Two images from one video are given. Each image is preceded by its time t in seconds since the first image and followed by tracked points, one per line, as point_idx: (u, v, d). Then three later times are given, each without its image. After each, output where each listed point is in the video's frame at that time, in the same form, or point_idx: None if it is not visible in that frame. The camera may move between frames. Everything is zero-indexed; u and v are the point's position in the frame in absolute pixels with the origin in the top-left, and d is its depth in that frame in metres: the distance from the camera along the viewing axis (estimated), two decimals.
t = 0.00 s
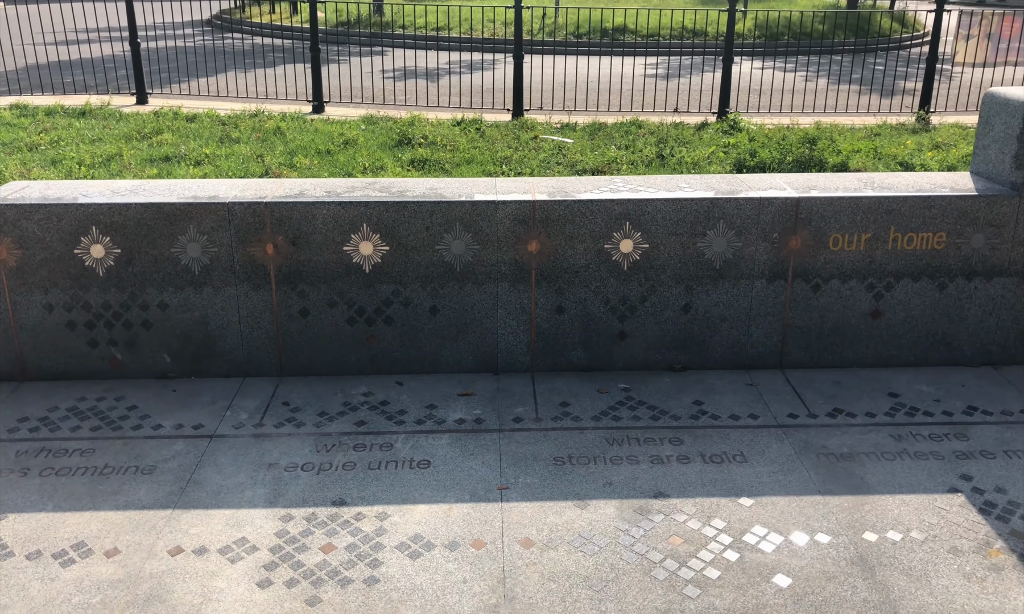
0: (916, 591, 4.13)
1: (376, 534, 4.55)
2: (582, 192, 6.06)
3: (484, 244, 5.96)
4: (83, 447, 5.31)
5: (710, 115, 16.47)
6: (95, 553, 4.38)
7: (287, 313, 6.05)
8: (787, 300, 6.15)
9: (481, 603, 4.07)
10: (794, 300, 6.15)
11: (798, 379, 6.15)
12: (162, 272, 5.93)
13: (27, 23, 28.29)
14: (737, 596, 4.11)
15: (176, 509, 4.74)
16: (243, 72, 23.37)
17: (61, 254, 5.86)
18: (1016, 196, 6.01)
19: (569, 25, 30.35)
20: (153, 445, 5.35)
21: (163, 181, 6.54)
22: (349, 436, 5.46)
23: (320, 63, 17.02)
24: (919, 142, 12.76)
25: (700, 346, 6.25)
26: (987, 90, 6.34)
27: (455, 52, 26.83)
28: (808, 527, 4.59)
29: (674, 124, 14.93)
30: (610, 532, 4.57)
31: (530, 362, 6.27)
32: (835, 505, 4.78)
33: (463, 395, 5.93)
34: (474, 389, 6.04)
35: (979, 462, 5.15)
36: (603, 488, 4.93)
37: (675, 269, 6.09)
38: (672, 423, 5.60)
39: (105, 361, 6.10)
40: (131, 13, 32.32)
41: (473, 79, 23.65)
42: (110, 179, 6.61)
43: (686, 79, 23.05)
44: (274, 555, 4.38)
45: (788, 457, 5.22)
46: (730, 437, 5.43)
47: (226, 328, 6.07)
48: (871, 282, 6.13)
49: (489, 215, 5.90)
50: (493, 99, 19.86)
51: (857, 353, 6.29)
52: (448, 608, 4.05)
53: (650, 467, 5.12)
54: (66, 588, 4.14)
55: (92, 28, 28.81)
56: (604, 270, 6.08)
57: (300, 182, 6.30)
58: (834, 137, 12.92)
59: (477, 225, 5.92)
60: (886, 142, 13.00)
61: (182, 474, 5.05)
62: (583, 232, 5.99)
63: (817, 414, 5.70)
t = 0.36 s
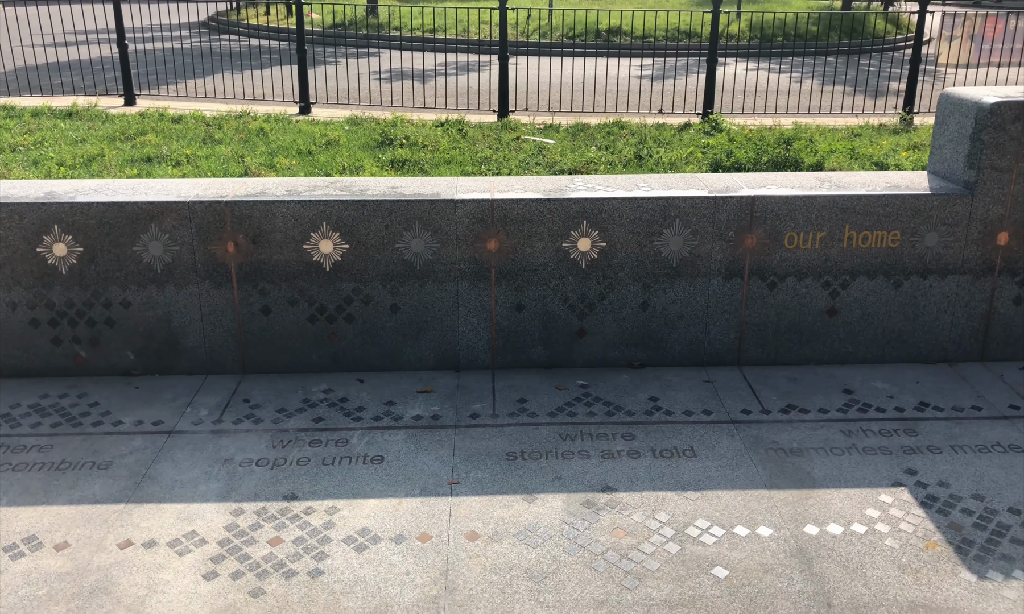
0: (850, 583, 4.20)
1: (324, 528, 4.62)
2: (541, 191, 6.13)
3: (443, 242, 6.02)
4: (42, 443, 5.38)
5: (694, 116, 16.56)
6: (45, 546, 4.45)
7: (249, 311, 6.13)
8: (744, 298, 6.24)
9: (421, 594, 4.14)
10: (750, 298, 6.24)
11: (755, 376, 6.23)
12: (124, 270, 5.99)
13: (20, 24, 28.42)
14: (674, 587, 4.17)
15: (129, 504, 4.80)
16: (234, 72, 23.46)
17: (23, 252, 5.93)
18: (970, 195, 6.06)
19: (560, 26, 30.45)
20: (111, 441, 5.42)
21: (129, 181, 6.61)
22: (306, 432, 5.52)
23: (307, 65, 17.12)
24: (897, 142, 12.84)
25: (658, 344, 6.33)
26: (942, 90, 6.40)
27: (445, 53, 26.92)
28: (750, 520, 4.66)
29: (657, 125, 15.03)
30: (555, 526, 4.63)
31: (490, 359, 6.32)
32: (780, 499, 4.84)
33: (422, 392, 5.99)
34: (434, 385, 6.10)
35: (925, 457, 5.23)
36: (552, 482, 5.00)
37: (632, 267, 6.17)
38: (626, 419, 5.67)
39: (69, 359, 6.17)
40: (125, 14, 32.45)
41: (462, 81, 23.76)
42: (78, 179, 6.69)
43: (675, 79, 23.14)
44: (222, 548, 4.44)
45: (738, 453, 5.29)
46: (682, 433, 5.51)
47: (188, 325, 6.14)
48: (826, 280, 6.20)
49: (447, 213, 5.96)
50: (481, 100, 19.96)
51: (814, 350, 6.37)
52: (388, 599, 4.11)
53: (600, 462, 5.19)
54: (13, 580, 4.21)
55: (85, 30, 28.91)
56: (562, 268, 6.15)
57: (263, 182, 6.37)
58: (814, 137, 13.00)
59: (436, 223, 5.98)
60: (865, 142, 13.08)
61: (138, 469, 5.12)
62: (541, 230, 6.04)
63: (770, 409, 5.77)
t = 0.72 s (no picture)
0: (797, 583, 4.21)
1: (277, 528, 4.63)
2: (505, 191, 6.14)
3: (406, 243, 6.03)
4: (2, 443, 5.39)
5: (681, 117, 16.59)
6: None
7: (214, 312, 6.14)
8: (707, 298, 6.27)
9: (369, 594, 4.15)
10: (714, 298, 6.27)
11: (719, 376, 6.25)
12: (88, 271, 6.00)
13: (13, 25, 28.47)
14: (621, 587, 4.19)
15: (84, 504, 4.81)
16: (224, 73, 23.49)
17: None
18: (933, 196, 6.08)
19: (553, 28, 30.49)
20: (71, 441, 5.43)
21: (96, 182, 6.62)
22: (266, 433, 5.53)
23: (294, 66, 17.15)
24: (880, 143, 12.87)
25: (623, 344, 6.36)
26: (906, 91, 6.42)
27: (437, 54, 26.95)
28: (703, 520, 4.67)
29: (642, 126, 15.07)
30: (508, 526, 4.65)
31: (456, 360, 6.33)
32: (734, 499, 4.86)
33: (386, 393, 6.01)
34: (398, 386, 6.11)
35: (881, 457, 5.25)
36: (508, 482, 5.01)
37: (596, 268, 6.19)
38: (587, 419, 5.69)
39: (34, 359, 6.18)
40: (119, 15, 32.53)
41: (453, 82, 23.80)
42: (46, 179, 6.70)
43: (665, 80, 23.18)
44: (173, 548, 4.45)
45: (695, 453, 5.31)
46: (641, 433, 5.52)
47: (153, 326, 6.15)
48: (790, 281, 6.22)
49: (411, 214, 5.97)
50: (470, 101, 20.01)
51: (778, 350, 6.39)
52: (336, 599, 4.12)
53: (558, 462, 5.20)
54: None
55: (78, 31, 28.95)
56: (527, 269, 6.15)
57: (229, 183, 6.38)
58: (797, 138, 13.03)
59: (400, 223, 5.98)
60: (848, 143, 13.10)
61: (96, 469, 5.13)
62: (505, 231, 6.05)
63: (731, 410, 5.79)
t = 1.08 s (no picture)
0: (728, 588, 4.14)
1: (206, 532, 4.55)
2: (453, 190, 6.05)
3: (353, 242, 5.95)
4: None
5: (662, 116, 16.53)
6: None
7: (159, 312, 6.06)
8: (659, 299, 6.21)
9: (290, 600, 4.07)
10: (666, 299, 6.20)
11: (670, 378, 6.18)
12: (30, 271, 5.92)
13: None
14: (548, 593, 4.11)
15: (11, 508, 4.73)
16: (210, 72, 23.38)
17: None
18: (886, 195, 6.00)
19: (542, 27, 30.36)
20: (7, 444, 5.35)
21: (44, 181, 6.55)
22: (206, 435, 5.46)
23: (274, 65, 17.06)
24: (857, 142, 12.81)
25: (575, 346, 6.28)
26: (862, 89, 6.35)
27: (425, 53, 26.84)
28: (638, 524, 4.60)
29: (622, 125, 15.00)
30: (440, 530, 4.57)
31: (405, 361, 6.25)
32: (672, 502, 4.79)
33: (331, 395, 5.93)
34: (344, 388, 6.04)
35: (827, 459, 5.18)
36: (446, 486, 4.93)
37: (547, 268, 6.10)
38: (533, 421, 5.61)
39: None
40: (107, 14, 32.47)
41: (439, 81, 23.73)
42: None
43: (652, 79, 23.08)
44: (97, 553, 4.37)
45: (638, 456, 5.24)
46: (586, 435, 5.45)
47: (97, 327, 6.07)
48: (742, 281, 6.16)
49: (357, 213, 5.89)
50: (454, 100, 19.93)
51: (732, 351, 6.33)
52: (256, 605, 4.04)
53: (498, 465, 5.12)
54: None
55: (65, 31, 28.83)
56: (476, 269, 6.06)
57: (176, 182, 6.30)
58: (774, 137, 12.96)
59: (346, 223, 5.90)
60: (826, 142, 13.03)
61: (28, 473, 5.05)
62: (453, 230, 5.96)
63: (679, 412, 5.72)
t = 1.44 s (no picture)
0: (665, 599, 4.12)
1: (145, 542, 4.52)
2: (409, 196, 6.03)
3: (307, 248, 5.93)
4: None
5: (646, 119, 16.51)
6: None
7: (113, 319, 6.03)
8: (616, 305, 6.19)
9: (223, 611, 4.04)
10: (623, 304, 6.19)
11: (628, 384, 6.16)
12: None
13: None
14: (483, 603, 4.09)
15: None
16: (197, 74, 23.38)
17: None
18: (843, 200, 5.98)
19: (532, 29, 30.34)
20: None
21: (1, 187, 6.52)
22: (155, 443, 5.43)
23: (258, 67, 17.05)
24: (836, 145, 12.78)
25: (532, 352, 6.26)
26: (821, 94, 6.33)
27: (414, 55, 26.82)
28: (581, 533, 4.58)
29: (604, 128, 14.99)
30: (381, 539, 4.54)
31: (362, 367, 6.23)
32: (617, 510, 4.77)
33: (285, 402, 5.91)
34: (299, 394, 6.01)
35: (776, 467, 5.16)
36: (391, 494, 4.91)
37: (504, 274, 6.06)
38: (485, 428, 5.58)
39: None
40: (98, 16, 32.48)
41: (427, 83, 23.71)
42: None
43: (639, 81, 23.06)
44: (32, 564, 4.34)
45: (588, 463, 5.21)
46: (538, 443, 5.42)
47: (51, 334, 6.04)
48: (699, 287, 6.16)
49: (310, 219, 5.87)
50: (440, 102, 19.91)
51: (690, 357, 6.32)
52: None
53: (446, 473, 5.10)
54: None
55: (56, 33, 28.84)
56: (432, 275, 6.03)
57: (132, 187, 6.28)
58: (754, 139, 12.94)
59: (299, 229, 5.89)
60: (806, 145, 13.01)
61: None
62: (407, 236, 5.93)
63: (633, 419, 5.70)
